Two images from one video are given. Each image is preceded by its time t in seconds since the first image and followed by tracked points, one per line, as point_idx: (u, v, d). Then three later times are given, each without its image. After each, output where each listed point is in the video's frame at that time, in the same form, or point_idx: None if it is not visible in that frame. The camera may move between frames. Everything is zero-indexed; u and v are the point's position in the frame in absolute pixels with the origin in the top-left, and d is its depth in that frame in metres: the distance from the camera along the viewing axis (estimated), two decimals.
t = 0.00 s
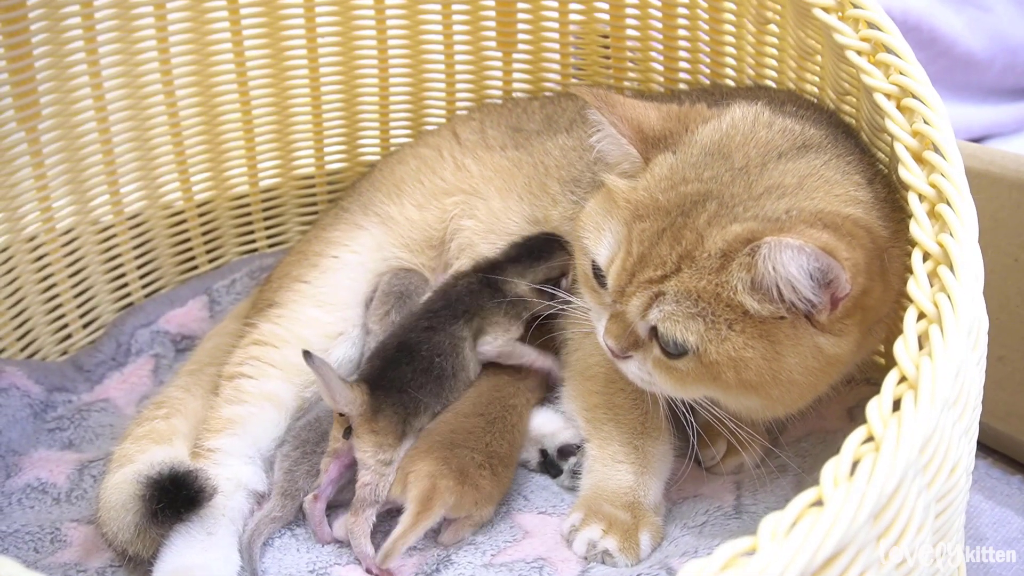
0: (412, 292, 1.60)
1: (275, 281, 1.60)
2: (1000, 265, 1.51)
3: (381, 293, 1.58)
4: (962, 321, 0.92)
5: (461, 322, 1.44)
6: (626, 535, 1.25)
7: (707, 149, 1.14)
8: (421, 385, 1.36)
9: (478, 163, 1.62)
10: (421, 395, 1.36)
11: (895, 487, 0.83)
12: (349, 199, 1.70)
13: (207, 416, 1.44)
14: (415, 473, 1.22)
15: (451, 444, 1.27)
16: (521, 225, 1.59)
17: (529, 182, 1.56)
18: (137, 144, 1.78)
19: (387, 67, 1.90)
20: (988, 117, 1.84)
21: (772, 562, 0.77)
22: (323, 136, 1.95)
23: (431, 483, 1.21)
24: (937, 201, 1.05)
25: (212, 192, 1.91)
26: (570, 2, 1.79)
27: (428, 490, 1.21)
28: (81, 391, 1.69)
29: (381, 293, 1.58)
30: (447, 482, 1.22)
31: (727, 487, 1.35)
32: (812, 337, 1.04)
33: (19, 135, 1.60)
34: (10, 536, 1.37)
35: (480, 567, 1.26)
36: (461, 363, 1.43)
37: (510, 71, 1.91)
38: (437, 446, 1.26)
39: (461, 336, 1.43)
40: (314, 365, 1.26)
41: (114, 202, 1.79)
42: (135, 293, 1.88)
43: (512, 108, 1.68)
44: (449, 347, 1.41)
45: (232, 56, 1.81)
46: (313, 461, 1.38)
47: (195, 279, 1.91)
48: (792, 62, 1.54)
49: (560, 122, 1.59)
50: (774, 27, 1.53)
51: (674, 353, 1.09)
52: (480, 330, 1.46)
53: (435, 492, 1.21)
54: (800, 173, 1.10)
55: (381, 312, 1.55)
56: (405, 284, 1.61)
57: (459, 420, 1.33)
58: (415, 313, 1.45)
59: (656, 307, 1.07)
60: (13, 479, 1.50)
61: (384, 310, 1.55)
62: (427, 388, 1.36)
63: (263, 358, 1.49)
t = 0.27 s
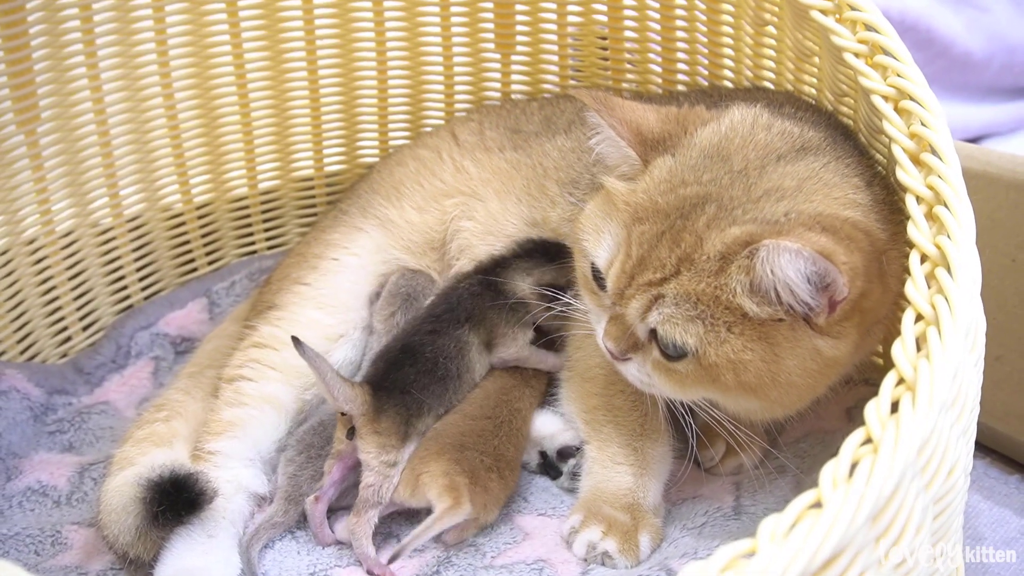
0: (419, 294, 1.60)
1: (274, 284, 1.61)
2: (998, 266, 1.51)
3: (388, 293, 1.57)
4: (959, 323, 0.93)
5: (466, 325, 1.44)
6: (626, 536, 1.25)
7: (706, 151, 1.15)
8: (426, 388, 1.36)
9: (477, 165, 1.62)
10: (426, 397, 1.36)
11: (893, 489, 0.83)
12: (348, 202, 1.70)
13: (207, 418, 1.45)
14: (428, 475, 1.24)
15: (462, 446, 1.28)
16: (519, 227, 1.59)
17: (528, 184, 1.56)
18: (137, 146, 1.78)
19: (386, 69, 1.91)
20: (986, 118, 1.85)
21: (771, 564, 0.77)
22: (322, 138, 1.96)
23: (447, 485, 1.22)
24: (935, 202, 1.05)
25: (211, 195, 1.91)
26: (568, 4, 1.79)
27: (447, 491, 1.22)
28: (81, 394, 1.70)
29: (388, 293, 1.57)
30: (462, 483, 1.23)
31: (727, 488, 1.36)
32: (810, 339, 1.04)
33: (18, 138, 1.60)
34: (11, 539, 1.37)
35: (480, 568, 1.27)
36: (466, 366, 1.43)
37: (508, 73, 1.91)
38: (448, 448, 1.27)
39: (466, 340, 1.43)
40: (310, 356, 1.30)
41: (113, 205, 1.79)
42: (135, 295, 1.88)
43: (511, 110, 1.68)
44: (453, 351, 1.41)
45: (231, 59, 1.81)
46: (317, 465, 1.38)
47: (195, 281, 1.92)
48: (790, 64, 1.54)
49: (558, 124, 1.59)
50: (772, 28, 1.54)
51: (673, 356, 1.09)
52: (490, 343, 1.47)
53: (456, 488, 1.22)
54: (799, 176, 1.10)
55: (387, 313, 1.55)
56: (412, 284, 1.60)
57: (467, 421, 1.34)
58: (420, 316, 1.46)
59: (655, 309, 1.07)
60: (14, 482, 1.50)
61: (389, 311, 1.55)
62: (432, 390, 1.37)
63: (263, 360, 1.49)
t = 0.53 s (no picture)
0: (421, 298, 1.61)
1: (276, 288, 1.61)
2: (998, 269, 1.51)
3: (391, 295, 1.58)
4: (959, 327, 0.93)
5: (460, 340, 1.43)
6: (627, 539, 1.25)
7: (707, 156, 1.15)
8: (415, 393, 1.34)
9: (477, 169, 1.63)
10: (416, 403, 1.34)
11: (893, 493, 0.83)
12: (349, 206, 1.70)
13: (209, 422, 1.45)
14: (436, 479, 1.23)
15: (468, 450, 1.29)
16: (521, 231, 1.58)
17: (529, 188, 1.57)
18: (138, 150, 1.79)
19: (386, 74, 1.91)
20: (986, 121, 1.85)
21: (771, 568, 0.78)
22: (323, 141, 1.96)
23: (461, 488, 1.21)
24: (934, 207, 1.05)
25: (212, 199, 1.92)
26: (568, 8, 1.80)
27: (466, 497, 1.20)
28: (82, 398, 1.70)
29: (391, 295, 1.58)
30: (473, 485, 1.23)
31: (727, 491, 1.36)
32: (811, 344, 1.04)
33: (20, 142, 1.60)
34: (13, 542, 1.37)
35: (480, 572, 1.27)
36: (457, 379, 1.41)
37: (508, 77, 1.92)
38: (454, 452, 1.28)
39: (458, 352, 1.42)
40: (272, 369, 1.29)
41: (115, 208, 1.79)
42: (136, 299, 1.89)
43: (511, 114, 1.69)
44: (444, 360, 1.40)
45: (232, 63, 1.82)
46: (315, 472, 1.39)
47: (196, 284, 1.92)
48: (790, 68, 1.54)
49: (559, 129, 1.60)
50: (772, 33, 1.54)
51: (674, 360, 1.10)
52: (477, 360, 1.46)
53: (469, 490, 1.22)
54: (800, 181, 1.11)
55: (388, 315, 1.56)
56: (415, 287, 1.61)
57: (471, 427, 1.35)
58: (413, 326, 1.45)
59: (657, 314, 1.08)
60: (16, 486, 1.50)
61: (391, 314, 1.57)
62: (423, 397, 1.35)
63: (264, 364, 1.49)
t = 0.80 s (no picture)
0: (410, 298, 1.60)
1: (275, 287, 1.61)
2: (996, 269, 1.52)
3: (380, 295, 1.57)
4: (958, 326, 0.93)
5: (458, 347, 1.44)
6: (626, 538, 1.25)
7: (710, 155, 1.15)
8: (413, 403, 1.35)
9: (477, 168, 1.63)
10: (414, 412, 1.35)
11: (892, 491, 0.83)
12: (348, 205, 1.71)
13: (208, 421, 1.45)
14: (429, 482, 1.24)
15: (462, 450, 1.29)
16: (519, 229, 1.58)
17: (528, 187, 1.57)
18: (137, 150, 1.79)
19: (386, 74, 1.91)
20: (984, 122, 1.86)
21: (770, 566, 0.78)
22: (322, 141, 1.96)
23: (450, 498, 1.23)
24: (932, 206, 1.06)
25: (211, 198, 1.92)
26: (568, 8, 1.80)
27: (451, 509, 1.22)
28: (82, 397, 1.70)
29: (380, 295, 1.57)
30: (463, 493, 1.24)
31: (726, 491, 1.36)
32: (813, 343, 1.05)
33: (19, 141, 1.60)
34: (12, 541, 1.37)
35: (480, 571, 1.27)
36: (450, 385, 1.42)
37: (508, 76, 1.92)
38: (449, 452, 1.28)
39: (456, 359, 1.43)
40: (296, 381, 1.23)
41: (114, 208, 1.79)
42: (135, 298, 1.89)
43: (510, 114, 1.69)
44: (442, 367, 1.41)
45: (231, 63, 1.82)
46: (308, 472, 1.39)
47: (195, 284, 1.92)
48: (788, 68, 1.55)
49: (558, 128, 1.60)
50: (770, 32, 1.54)
51: (676, 358, 1.10)
52: (472, 358, 1.45)
53: (458, 502, 1.23)
54: (803, 180, 1.11)
55: (377, 315, 1.55)
56: (405, 286, 1.60)
57: (466, 427, 1.34)
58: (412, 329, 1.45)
59: (660, 312, 1.08)
60: (14, 485, 1.50)
61: (382, 314, 1.55)
62: (421, 407, 1.36)
63: (264, 363, 1.50)
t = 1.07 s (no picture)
0: (426, 288, 1.62)
1: (278, 279, 1.61)
2: (1000, 262, 1.51)
3: (396, 283, 1.59)
4: (963, 316, 0.93)
5: (460, 332, 1.43)
6: (628, 529, 1.25)
7: (714, 145, 1.15)
8: (416, 389, 1.35)
9: (480, 160, 1.63)
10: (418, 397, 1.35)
11: (896, 480, 0.83)
12: (352, 197, 1.70)
13: (211, 412, 1.45)
14: (435, 475, 1.24)
15: (469, 444, 1.29)
16: (522, 221, 1.58)
17: (531, 179, 1.57)
18: (140, 142, 1.79)
19: (389, 65, 1.91)
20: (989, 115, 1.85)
21: (774, 555, 0.77)
22: (325, 133, 1.96)
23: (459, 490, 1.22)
24: (938, 196, 1.05)
25: (214, 190, 1.92)
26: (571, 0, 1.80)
27: (461, 501, 1.22)
28: (85, 388, 1.70)
29: (396, 283, 1.59)
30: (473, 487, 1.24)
31: (729, 483, 1.36)
32: (816, 334, 1.04)
33: (23, 132, 1.60)
34: (15, 531, 1.37)
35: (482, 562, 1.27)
36: (456, 371, 1.41)
37: (511, 68, 1.91)
38: (455, 444, 1.28)
39: (459, 345, 1.43)
40: (287, 367, 1.26)
41: (116, 199, 1.79)
42: (138, 290, 1.89)
43: (514, 105, 1.69)
44: (445, 353, 1.40)
45: (234, 55, 1.81)
46: (313, 462, 1.41)
47: (198, 276, 1.92)
48: (793, 59, 1.54)
49: (562, 120, 1.60)
50: (775, 24, 1.54)
51: (678, 349, 1.10)
52: (477, 351, 1.45)
53: (466, 495, 1.23)
54: (807, 170, 1.10)
55: (392, 305, 1.58)
56: (422, 276, 1.62)
57: (472, 420, 1.34)
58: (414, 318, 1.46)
59: (662, 302, 1.07)
60: (18, 476, 1.50)
61: (394, 303, 1.58)
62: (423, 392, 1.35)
63: (267, 353, 1.49)
